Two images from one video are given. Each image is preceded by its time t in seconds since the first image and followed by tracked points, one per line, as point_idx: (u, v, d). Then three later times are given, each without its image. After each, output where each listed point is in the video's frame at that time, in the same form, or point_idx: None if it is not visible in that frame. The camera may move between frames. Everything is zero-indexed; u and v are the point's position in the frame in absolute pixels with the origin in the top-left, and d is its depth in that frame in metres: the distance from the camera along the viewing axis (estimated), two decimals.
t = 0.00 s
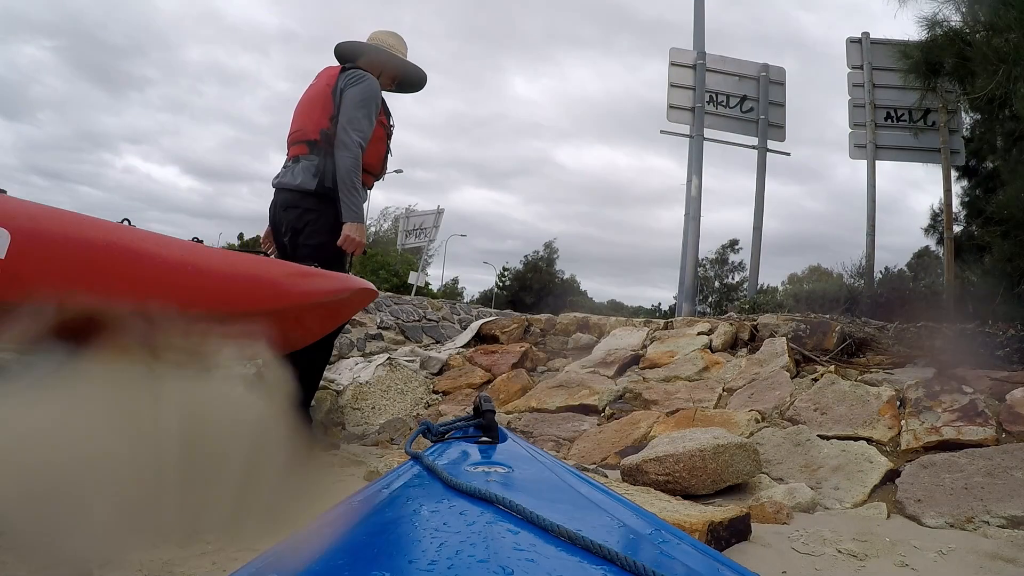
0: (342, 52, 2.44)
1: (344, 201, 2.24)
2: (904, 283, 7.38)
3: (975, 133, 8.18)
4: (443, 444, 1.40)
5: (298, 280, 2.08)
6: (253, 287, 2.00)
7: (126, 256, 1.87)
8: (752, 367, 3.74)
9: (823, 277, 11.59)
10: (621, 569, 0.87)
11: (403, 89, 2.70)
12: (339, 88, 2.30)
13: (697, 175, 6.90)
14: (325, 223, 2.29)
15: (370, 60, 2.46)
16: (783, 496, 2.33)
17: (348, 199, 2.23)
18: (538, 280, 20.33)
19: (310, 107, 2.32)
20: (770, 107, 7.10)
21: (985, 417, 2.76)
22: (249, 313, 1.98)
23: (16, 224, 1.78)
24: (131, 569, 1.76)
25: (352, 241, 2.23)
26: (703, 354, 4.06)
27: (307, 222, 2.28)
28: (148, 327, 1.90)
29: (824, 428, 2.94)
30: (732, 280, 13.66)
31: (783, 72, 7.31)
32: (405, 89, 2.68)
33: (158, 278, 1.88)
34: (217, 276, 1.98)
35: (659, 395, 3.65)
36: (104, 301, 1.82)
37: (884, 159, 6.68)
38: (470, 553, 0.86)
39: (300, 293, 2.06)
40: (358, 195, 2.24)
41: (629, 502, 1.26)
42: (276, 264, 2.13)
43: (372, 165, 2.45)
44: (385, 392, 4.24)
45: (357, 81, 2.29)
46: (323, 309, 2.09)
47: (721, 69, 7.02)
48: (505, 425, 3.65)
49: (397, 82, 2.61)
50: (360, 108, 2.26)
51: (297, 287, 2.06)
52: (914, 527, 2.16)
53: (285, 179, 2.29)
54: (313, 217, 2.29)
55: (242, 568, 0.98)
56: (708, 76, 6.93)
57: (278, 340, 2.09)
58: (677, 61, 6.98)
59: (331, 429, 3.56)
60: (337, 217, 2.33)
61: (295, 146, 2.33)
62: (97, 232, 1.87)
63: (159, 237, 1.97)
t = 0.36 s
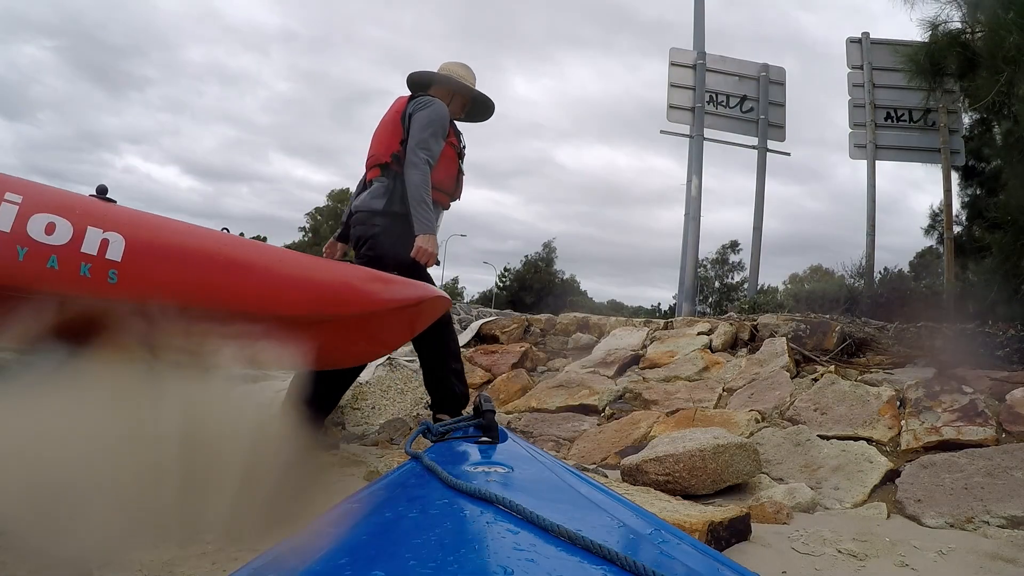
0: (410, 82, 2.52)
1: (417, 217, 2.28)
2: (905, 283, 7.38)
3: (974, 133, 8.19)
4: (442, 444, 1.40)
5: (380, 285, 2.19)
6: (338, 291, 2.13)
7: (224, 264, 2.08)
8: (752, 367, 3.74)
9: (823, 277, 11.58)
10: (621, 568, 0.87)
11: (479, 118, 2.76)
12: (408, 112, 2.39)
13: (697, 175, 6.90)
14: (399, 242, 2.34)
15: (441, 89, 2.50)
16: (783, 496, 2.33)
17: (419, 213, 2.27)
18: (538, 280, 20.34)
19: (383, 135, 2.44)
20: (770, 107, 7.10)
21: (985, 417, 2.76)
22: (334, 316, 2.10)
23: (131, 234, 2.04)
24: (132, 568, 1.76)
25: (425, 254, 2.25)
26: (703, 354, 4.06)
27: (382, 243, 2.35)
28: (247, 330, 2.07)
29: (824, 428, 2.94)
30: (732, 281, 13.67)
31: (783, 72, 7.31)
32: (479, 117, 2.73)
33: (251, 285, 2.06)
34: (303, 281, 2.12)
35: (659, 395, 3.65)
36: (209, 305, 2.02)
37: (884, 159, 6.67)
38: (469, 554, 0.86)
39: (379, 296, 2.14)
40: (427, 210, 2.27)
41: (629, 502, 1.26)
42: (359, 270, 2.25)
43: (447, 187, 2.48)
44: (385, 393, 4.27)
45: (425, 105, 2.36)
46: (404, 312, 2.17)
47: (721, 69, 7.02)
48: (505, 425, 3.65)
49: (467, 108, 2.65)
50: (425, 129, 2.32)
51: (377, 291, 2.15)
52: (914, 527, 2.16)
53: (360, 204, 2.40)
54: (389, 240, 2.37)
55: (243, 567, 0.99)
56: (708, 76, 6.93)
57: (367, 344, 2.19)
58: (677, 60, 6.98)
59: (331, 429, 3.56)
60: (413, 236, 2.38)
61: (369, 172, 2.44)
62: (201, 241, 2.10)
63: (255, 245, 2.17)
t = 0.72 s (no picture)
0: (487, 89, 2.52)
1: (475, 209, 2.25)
2: (905, 284, 7.37)
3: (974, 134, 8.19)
4: (442, 444, 1.40)
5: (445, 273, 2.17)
6: (406, 281, 2.12)
7: (299, 256, 2.12)
8: (752, 367, 3.74)
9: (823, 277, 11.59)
10: (621, 569, 0.87)
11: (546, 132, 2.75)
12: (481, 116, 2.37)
13: (697, 175, 6.91)
14: (452, 235, 2.33)
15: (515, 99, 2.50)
16: (783, 496, 2.33)
17: (477, 206, 2.24)
18: (538, 280, 20.35)
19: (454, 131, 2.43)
20: (770, 107, 7.10)
21: (985, 417, 2.76)
22: (402, 305, 2.10)
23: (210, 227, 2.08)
24: (133, 568, 1.76)
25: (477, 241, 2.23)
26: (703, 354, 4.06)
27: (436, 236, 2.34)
28: (322, 318, 2.13)
29: (824, 428, 2.94)
30: (731, 281, 13.68)
31: (783, 72, 7.30)
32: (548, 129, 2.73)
33: (326, 276, 2.10)
34: (367, 269, 2.13)
35: (659, 395, 3.65)
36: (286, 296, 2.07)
37: (884, 159, 6.68)
38: (469, 554, 0.86)
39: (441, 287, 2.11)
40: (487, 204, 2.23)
41: (629, 501, 1.26)
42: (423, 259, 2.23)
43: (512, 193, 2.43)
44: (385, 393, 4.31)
45: (496, 111, 2.35)
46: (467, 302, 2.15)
47: (721, 69, 7.01)
48: (505, 425, 3.65)
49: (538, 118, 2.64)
50: (495, 132, 2.30)
51: (441, 281, 2.13)
52: (914, 527, 2.16)
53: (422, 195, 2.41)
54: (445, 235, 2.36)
55: (242, 567, 0.98)
56: (708, 76, 6.94)
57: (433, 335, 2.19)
58: (677, 60, 6.98)
59: (331, 429, 3.56)
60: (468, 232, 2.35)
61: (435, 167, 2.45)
62: (275, 232, 2.14)
63: (320, 235, 2.20)
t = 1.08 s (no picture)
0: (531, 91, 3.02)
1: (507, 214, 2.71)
2: (905, 284, 7.36)
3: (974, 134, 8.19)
4: (442, 444, 1.40)
5: (473, 284, 2.49)
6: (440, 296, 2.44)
7: (347, 273, 2.39)
8: (752, 367, 3.74)
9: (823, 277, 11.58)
10: (621, 569, 0.87)
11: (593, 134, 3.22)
12: (519, 122, 2.87)
13: (697, 174, 6.91)
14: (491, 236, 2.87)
15: (558, 98, 3.02)
16: (783, 496, 2.33)
17: (508, 212, 2.70)
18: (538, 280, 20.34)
19: (497, 141, 2.95)
20: (770, 107, 7.10)
21: (985, 417, 2.76)
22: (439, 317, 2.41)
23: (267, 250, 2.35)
24: (133, 568, 1.76)
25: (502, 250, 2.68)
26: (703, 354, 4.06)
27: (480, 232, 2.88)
28: (366, 331, 2.38)
29: (824, 428, 2.94)
30: (732, 281, 13.67)
31: (783, 72, 7.30)
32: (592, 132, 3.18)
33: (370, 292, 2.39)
34: (405, 285, 2.42)
35: (659, 395, 3.64)
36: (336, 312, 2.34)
37: (884, 159, 6.67)
38: (468, 554, 0.86)
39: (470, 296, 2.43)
40: (515, 213, 2.67)
41: (628, 501, 1.26)
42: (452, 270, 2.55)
43: (547, 190, 2.91)
44: (385, 393, 4.32)
45: (534, 117, 2.83)
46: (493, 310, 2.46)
47: (721, 69, 7.01)
48: (505, 425, 3.65)
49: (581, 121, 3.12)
50: (532, 138, 2.78)
51: (469, 288, 2.46)
52: (914, 527, 2.16)
53: (469, 198, 2.95)
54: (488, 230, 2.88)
55: (241, 568, 0.98)
56: (708, 76, 6.94)
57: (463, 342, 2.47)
58: (677, 60, 6.98)
59: (331, 429, 3.56)
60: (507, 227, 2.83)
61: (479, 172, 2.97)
62: (325, 252, 2.42)
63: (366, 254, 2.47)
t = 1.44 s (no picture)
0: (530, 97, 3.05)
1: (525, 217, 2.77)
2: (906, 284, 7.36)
3: (974, 134, 8.19)
4: (442, 444, 1.40)
5: (510, 284, 2.68)
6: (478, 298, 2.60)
7: (391, 278, 2.50)
8: (752, 367, 3.74)
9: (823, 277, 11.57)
10: (622, 569, 0.87)
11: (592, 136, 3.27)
12: (525, 125, 2.92)
13: (697, 174, 6.91)
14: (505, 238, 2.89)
15: (558, 103, 3.04)
16: (783, 496, 2.33)
17: (526, 214, 2.76)
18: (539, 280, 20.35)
19: (500, 145, 2.98)
20: (770, 107, 7.10)
21: (985, 417, 2.76)
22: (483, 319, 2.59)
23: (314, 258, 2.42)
24: (132, 568, 1.76)
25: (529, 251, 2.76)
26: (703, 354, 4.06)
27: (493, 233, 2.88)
28: (408, 333, 2.52)
29: (824, 428, 2.94)
30: (732, 282, 13.67)
31: (783, 72, 7.30)
32: (592, 136, 3.23)
33: (414, 297, 2.51)
34: (450, 290, 2.57)
35: (659, 395, 3.64)
36: (382, 317, 2.47)
37: (884, 159, 6.67)
38: (469, 553, 0.86)
39: (506, 295, 2.61)
40: (535, 215, 2.75)
41: (628, 501, 1.26)
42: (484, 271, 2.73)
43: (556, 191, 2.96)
44: (385, 393, 4.32)
45: (539, 119, 2.88)
46: (525, 309, 2.67)
47: (721, 69, 7.01)
48: (505, 425, 3.65)
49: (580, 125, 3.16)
50: (540, 139, 2.83)
51: (506, 290, 2.65)
52: (914, 527, 2.16)
53: (476, 201, 2.96)
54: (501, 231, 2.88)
55: (241, 568, 0.98)
56: (708, 76, 6.94)
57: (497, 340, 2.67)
58: (677, 60, 6.98)
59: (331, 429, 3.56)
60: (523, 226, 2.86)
61: (486, 175, 2.98)
62: (369, 258, 2.51)
63: (408, 260, 2.58)
